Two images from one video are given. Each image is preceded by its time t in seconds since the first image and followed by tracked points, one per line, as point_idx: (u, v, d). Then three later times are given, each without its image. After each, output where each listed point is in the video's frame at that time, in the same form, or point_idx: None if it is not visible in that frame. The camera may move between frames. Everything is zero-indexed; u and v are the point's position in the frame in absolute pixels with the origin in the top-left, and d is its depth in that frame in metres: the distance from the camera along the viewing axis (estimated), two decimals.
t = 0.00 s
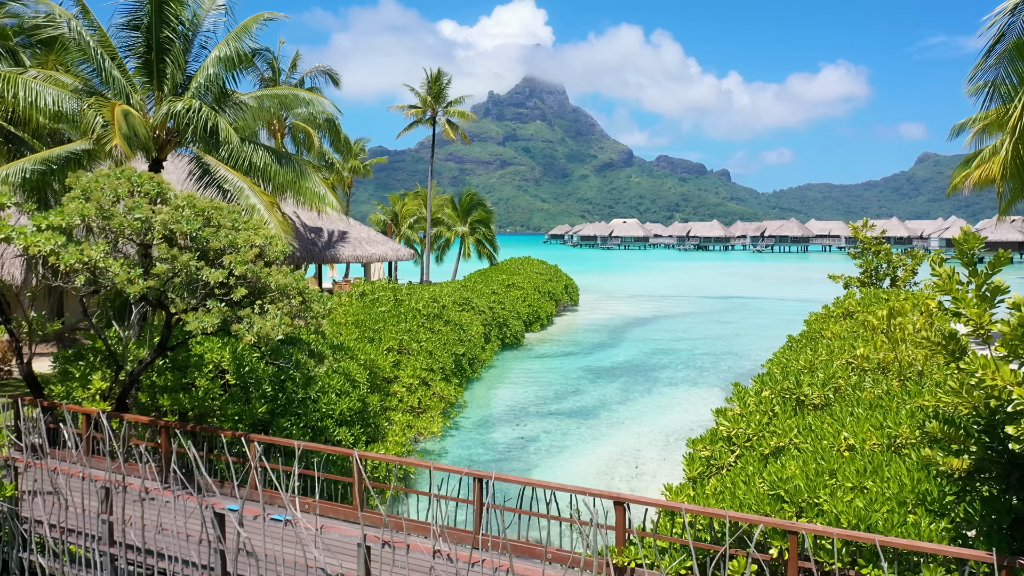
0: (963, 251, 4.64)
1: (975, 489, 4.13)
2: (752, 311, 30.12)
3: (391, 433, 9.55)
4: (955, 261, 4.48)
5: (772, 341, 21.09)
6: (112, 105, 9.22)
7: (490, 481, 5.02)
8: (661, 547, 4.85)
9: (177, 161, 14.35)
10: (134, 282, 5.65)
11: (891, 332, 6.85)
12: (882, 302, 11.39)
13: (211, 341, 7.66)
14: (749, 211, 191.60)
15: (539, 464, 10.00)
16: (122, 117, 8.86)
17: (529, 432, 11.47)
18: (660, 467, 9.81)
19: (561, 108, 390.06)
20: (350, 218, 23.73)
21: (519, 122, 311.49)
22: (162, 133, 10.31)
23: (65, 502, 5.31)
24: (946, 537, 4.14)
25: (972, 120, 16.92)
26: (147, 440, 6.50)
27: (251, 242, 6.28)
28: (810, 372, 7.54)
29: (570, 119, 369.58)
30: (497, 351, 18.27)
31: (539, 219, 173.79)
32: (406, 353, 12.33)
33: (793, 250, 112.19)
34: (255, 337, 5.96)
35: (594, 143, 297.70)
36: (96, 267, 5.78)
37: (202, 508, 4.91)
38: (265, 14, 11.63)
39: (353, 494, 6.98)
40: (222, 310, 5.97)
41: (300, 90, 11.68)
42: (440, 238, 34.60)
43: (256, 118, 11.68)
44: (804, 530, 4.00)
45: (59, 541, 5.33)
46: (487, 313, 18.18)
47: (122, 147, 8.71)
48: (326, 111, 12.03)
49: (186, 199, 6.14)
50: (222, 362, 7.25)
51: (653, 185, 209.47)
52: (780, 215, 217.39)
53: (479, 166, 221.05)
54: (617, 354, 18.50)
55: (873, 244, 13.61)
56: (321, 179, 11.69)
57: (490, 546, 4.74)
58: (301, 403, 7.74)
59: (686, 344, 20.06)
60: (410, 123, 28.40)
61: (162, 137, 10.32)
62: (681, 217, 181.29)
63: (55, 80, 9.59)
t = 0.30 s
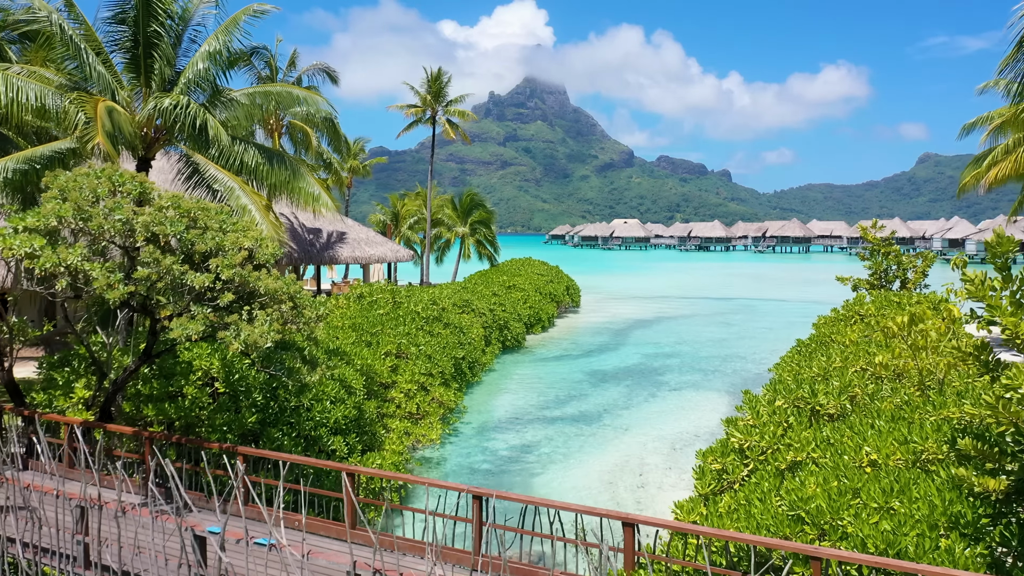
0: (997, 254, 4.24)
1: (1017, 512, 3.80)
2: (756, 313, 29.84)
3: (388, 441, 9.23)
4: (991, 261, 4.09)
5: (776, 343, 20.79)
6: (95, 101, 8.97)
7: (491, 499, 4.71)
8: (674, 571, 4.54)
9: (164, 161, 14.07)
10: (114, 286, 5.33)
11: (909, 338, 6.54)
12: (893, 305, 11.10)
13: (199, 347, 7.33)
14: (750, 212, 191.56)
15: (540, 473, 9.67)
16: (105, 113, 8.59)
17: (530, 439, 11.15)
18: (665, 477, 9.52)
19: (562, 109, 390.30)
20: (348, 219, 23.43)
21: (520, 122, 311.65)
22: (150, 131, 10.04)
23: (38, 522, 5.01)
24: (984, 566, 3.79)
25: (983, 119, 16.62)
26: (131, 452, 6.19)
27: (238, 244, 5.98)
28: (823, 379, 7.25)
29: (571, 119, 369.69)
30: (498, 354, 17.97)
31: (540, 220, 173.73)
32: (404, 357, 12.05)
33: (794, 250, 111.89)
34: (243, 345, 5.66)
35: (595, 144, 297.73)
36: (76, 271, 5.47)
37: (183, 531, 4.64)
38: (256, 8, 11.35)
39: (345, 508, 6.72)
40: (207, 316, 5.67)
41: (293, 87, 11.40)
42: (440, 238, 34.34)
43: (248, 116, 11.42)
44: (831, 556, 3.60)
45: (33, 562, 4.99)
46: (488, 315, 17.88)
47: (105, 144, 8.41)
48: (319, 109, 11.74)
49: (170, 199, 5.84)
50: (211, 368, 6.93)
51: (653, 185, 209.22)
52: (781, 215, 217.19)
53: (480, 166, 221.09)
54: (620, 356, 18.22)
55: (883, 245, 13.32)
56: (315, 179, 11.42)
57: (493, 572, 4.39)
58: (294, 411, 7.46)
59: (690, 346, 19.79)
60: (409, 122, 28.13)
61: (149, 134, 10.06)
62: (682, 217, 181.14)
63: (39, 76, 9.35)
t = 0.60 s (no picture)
0: None
1: None
2: (759, 314, 29.52)
3: (385, 449, 8.92)
4: None
5: (781, 346, 20.50)
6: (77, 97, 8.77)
7: (490, 520, 4.41)
8: None
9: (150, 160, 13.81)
10: (91, 292, 5.00)
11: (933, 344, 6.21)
12: (905, 308, 10.79)
13: (187, 354, 7.01)
14: (751, 212, 191.32)
15: (542, 482, 9.35)
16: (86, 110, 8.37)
17: (531, 446, 10.84)
18: (672, 486, 9.20)
19: (562, 109, 390.24)
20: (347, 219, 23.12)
21: (521, 122, 311.67)
22: (136, 129, 9.82)
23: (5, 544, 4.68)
24: None
25: (995, 117, 16.27)
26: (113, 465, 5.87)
27: (225, 247, 5.69)
28: (838, 388, 6.92)
29: (572, 120, 369.54)
30: (498, 357, 17.67)
31: (541, 220, 173.65)
32: (402, 361, 11.75)
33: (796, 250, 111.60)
34: (228, 353, 5.35)
35: (596, 145, 297.55)
36: (53, 274, 5.15)
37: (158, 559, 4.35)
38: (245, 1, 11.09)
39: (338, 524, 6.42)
40: (190, 322, 5.35)
41: (286, 83, 11.13)
42: (440, 239, 34.09)
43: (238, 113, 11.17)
44: None
45: None
46: (488, 317, 17.58)
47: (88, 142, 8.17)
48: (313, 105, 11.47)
49: (152, 199, 5.55)
50: (199, 377, 6.62)
51: (654, 185, 209.05)
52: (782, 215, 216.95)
53: (480, 167, 221.12)
54: (622, 359, 17.91)
55: (893, 246, 13.01)
56: (308, 179, 11.15)
57: None
58: (285, 420, 7.15)
59: (694, 349, 19.49)
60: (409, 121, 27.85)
61: (136, 132, 9.83)
62: (683, 217, 180.96)
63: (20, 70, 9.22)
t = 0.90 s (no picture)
0: None
1: None
2: (763, 316, 29.20)
3: (382, 458, 8.62)
4: None
5: (787, 348, 20.19)
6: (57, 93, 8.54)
7: (488, 544, 4.11)
8: None
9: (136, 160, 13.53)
10: (63, 298, 4.68)
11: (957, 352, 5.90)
12: (918, 312, 10.48)
13: (174, 361, 6.70)
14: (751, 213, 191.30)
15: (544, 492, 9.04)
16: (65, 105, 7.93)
17: (533, 453, 10.53)
18: (679, 497, 8.88)
19: (563, 110, 390.29)
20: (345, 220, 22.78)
21: (522, 123, 311.68)
22: (122, 126, 9.51)
23: None
24: None
25: (1006, 115, 15.98)
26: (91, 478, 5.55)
27: (209, 249, 5.40)
28: (856, 397, 6.61)
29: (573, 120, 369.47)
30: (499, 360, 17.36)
31: (541, 220, 173.59)
32: (400, 366, 11.46)
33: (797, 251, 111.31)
34: (211, 362, 5.04)
35: (596, 145, 297.53)
36: (26, 278, 4.83)
37: None
38: None
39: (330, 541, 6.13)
40: (172, 330, 5.03)
41: (278, 80, 10.87)
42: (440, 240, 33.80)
43: (228, 110, 10.87)
44: None
45: None
46: (488, 319, 17.28)
47: (68, 137, 7.91)
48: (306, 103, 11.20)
49: (131, 199, 5.22)
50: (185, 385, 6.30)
51: (654, 186, 208.83)
52: (783, 215, 216.66)
53: (480, 167, 221.22)
54: (625, 362, 17.59)
55: (903, 247, 12.70)
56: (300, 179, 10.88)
57: None
58: (276, 431, 6.83)
59: (697, 351, 19.18)
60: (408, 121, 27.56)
61: (121, 129, 9.51)
62: (684, 218, 180.93)
63: None
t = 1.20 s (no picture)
0: None
1: None
2: (767, 318, 28.85)
3: (377, 468, 8.29)
4: None
5: (792, 351, 19.85)
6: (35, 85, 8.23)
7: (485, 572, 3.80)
8: None
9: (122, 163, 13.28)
10: (32, 305, 4.35)
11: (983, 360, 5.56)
12: (931, 315, 10.17)
13: (160, 370, 6.38)
14: (752, 213, 190.86)
15: (546, 503, 8.70)
16: (44, 99, 7.76)
17: (535, 461, 10.21)
18: (686, 508, 8.54)
19: (563, 110, 390.10)
20: (344, 221, 22.41)
21: (522, 123, 311.54)
22: (105, 123, 9.20)
23: None
24: None
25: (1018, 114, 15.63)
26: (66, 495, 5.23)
27: (192, 252, 5.08)
28: (876, 407, 6.27)
29: (574, 121, 369.28)
30: (499, 363, 17.03)
31: (542, 221, 173.40)
32: (397, 371, 11.18)
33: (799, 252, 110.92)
34: (192, 373, 4.70)
35: (597, 146, 297.29)
36: None
37: None
38: None
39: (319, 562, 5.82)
40: (150, 337, 4.68)
41: (267, 74, 10.63)
42: (440, 241, 33.50)
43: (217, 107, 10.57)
44: None
45: None
46: (489, 322, 16.97)
47: (46, 133, 7.62)
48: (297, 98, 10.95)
49: (107, 197, 4.89)
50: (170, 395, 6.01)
51: (655, 186, 208.38)
52: (784, 216, 216.11)
53: (481, 168, 221.05)
54: (627, 365, 17.27)
55: (914, 248, 12.35)
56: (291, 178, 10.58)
57: None
58: (265, 442, 6.53)
59: (701, 354, 18.87)
60: (408, 120, 27.26)
61: (104, 126, 9.21)
62: (684, 218, 180.69)
63: None
